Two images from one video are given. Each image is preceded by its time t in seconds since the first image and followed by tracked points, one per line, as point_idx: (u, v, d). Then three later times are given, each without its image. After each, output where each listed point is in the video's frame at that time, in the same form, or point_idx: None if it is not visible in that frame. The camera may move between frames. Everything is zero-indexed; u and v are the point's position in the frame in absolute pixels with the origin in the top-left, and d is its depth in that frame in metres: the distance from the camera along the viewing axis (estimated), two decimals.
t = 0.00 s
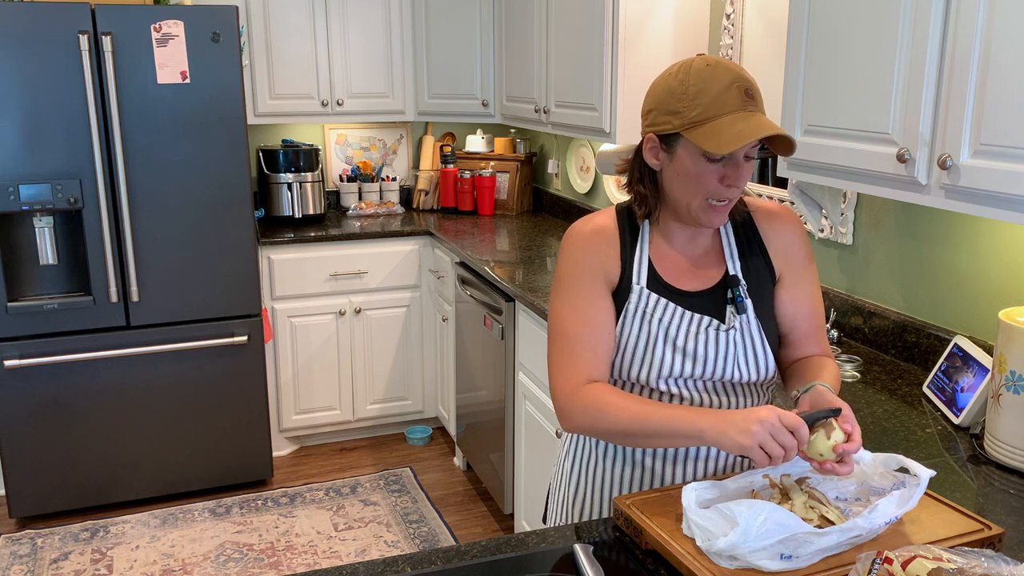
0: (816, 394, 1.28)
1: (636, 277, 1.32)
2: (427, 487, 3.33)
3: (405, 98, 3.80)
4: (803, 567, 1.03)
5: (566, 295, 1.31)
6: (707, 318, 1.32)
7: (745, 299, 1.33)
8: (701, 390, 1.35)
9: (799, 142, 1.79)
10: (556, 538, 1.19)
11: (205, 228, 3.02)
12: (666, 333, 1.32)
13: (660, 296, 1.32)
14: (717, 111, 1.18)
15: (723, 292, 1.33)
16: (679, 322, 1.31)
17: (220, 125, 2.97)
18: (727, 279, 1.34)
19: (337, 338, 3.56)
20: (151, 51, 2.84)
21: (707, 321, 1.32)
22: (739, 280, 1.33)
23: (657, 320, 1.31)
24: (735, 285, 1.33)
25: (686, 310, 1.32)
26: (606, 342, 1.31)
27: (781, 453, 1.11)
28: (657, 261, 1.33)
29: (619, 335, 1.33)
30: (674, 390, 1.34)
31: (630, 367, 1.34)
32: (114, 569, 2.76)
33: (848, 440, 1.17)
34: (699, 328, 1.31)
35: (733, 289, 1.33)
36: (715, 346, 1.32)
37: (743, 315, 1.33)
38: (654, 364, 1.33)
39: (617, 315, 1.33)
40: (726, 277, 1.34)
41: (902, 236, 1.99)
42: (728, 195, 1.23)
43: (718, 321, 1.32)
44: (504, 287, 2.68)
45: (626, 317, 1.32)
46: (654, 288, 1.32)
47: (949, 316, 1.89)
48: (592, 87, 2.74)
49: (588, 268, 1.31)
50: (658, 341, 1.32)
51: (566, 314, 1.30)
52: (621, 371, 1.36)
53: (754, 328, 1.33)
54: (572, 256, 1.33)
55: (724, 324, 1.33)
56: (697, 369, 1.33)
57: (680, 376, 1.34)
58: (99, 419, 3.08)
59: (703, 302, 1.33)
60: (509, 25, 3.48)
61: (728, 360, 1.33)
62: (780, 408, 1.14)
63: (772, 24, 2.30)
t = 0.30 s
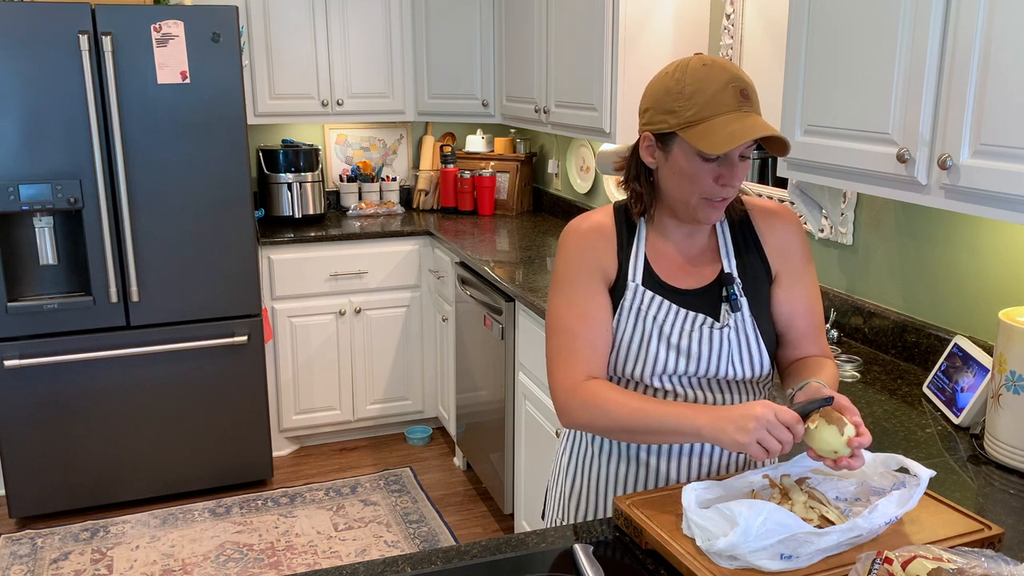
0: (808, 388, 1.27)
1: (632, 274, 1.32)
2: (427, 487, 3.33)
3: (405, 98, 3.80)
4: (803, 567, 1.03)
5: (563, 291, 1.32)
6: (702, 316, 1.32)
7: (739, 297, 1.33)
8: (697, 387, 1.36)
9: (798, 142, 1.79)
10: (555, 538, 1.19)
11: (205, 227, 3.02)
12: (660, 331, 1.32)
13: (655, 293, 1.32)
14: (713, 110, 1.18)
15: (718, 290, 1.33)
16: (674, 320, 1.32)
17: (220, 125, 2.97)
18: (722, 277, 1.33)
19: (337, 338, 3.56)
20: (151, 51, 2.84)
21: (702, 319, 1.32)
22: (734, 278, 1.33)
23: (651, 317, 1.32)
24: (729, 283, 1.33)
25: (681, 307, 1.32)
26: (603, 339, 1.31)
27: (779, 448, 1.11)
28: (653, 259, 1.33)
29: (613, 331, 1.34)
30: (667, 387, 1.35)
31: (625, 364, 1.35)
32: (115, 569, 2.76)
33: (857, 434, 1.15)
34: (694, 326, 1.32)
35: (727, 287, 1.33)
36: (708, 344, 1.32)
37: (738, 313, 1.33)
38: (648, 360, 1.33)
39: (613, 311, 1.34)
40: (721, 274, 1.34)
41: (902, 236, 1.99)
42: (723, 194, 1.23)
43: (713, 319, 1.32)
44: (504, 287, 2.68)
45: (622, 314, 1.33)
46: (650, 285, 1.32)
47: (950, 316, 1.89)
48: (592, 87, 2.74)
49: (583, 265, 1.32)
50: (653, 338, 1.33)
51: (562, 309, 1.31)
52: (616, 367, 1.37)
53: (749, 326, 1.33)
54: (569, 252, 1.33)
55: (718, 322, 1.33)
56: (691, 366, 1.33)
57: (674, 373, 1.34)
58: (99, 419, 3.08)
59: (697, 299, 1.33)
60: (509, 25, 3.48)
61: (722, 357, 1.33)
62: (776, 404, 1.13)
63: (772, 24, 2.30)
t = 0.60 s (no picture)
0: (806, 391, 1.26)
1: (638, 268, 1.32)
2: (427, 487, 3.33)
3: (405, 98, 3.80)
4: (803, 567, 1.03)
5: (571, 281, 1.31)
6: (706, 312, 1.32)
7: (744, 294, 1.33)
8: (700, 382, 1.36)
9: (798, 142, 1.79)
10: (556, 538, 1.19)
11: (205, 228, 3.02)
12: (665, 325, 1.32)
13: (661, 287, 1.32)
14: (721, 109, 1.18)
15: (723, 287, 1.33)
16: (679, 315, 1.31)
17: (220, 125, 2.97)
18: (728, 274, 1.33)
19: (337, 338, 3.56)
20: (151, 51, 2.84)
21: (706, 314, 1.31)
22: (739, 275, 1.33)
23: (657, 311, 1.31)
24: (735, 280, 1.33)
25: (686, 303, 1.32)
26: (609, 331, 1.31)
27: (786, 447, 1.11)
28: (660, 253, 1.34)
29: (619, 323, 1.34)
30: (670, 382, 1.35)
31: (629, 358, 1.35)
32: (114, 569, 2.76)
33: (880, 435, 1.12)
34: (699, 321, 1.31)
35: (732, 284, 1.33)
36: (713, 340, 1.32)
37: (742, 311, 1.32)
38: (652, 354, 1.33)
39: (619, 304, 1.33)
40: (727, 272, 1.34)
41: (902, 236, 2.00)
42: (728, 193, 1.23)
43: (718, 315, 1.32)
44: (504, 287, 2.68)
45: (627, 307, 1.32)
46: (656, 279, 1.32)
47: (950, 316, 1.89)
48: (592, 87, 2.74)
49: (592, 257, 1.31)
50: (657, 331, 1.32)
51: (570, 300, 1.31)
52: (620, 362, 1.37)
53: (753, 324, 1.33)
54: (578, 243, 1.32)
55: (723, 318, 1.32)
56: (696, 362, 1.33)
57: (677, 368, 1.34)
58: (98, 419, 3.08)
59: (703, 295, 1.33)
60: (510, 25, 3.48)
61: (728, 354, 1.33)
62: (786, 406, 1.13)
63: (772, 24, 2.30)
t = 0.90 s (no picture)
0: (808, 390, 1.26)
1: (638, 263, 1.32)
2: (427, 487, 3.33)
3: (405, 98, 3.80)
4: (803, 567, 1.03)
5: (568, 277, 1.31)
6: (707, 308, 1.32)
7: (744, 292, 1.33)
8: (697, 380, 1.35)
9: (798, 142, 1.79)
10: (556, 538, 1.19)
11: (205, 228, 3.02)
12: (665, 320, 1.31)
13: (660, 283, 1.32)
14: (732, 111, 1.18)
15: (723, 285, 1.34)
16: (679, 310, 1.31)
17: (220, 125, 2.97)
18: (729, 272, 1.34)
19: (337, 338, 3.56)
20: (151, 51, 2.84)
21: (707, 310, 1.32)
22: (740, 274, 1.34)
23: (656, 306, 1.31)
24: (736, 278, 1.33)
25: (685, 298, 1.32)
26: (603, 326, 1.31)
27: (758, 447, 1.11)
28: (661, 251, 1.34)
29: (617, 319, 1.33)
30: (669, 380, 1.34)
31: (627, 354, 1.34)
32: (115, 569, 2.76)
33: (876, 441, 1.15)
34: (699, 316, 1.31)
35: (733, 282, 1.33)
36: (713, 335, 1.31)
37: (742, 308, 1.33)
38: (650, 350, 1.32)
39: (616, 299, 1.33)
40: (728, 270, 1.34)
41: (902, 237, 1.99)
42: (734, 195, 1.23)
43: (717, 311, 1.33)
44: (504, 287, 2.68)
45: (626, 302, 1.32)
46: (656, 276, 1.32)
47: (950, 316, 1.89)
48: (592, 87, 2.74)
49: (591, 253, 1.31)
50: (656, 327, 1.32)
51: (565, 295, 1.31)
52: (616, 359, 1.36)
53: (752, 321, 1.33)
54: (576, 238, 1.32)
55: (722, 314, 1.33)
56: (694, 358, 1.32)
57: (676, 365, 1.33)
58: (98, 419, 3.08)
59: (704, 292, 1.33)
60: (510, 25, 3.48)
61: (726, 351, 1.32)
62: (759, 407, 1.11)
63: (772, 24, 2.30)
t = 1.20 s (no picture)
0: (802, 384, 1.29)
1: (633, 265, 1.32)
2: (427, 487, 3.33)
3: (405, 98, 3.80)
4: (803, 567, 1.03)
5: (563, 280, 1.29)
6: (703, 308, 1.33)
7: (737, 291, 1.35)
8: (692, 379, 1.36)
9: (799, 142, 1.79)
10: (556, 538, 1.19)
11: (205, 228, 3.02)
12: (663, 322, 1.32)
13: (656, 284, 1.32)
14: (720, 110, 1.18)
15: (716, 283, 1.35)
16: (676, 311, 1.32)
17: (220, 125, 2.97)
18: (720, 271, 1.35)
19: (337, 338, 3.56)
20: (151, 51, 2.84)
21: (703, 311, 1.33)
22: (732, 272, 1.35)
23: (654, 308, 1.32)
24: (728, 276, 1.35)
25: (682, 299, 1.33)
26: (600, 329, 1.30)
27: (777, 440, 1.12)
28: (653, 251, 1.34)
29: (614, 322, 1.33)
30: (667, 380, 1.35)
31: (625, 355, 1.34)
32: (115, 569, 2.76)
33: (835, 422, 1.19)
34: (695, 317, 1.32)
35: (725, 281, 1.35)
36: (709, 336, 1.32)
37: (735, 307, 1.35)
38: (649, 352, 1.33)
39: (613, 302, 1.33)
40: (719, 268, 1.35)
41: (902, 237, 2.00)
42: (722, 193, 1.23)
43: (712, 311, 1.34)
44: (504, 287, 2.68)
45: (623, 304, 1.32)
46: (650, 277, 1.32)
47: (950, 316, 1.89)
48: (592, 87, 2.74)
49: (585, 255, 1.30)
50: (654, 329, 1.32)
51: (562, 298, 1.29)
52: (614, 360, 1.35)
53: (744, 321, 1.36)
54: (568, 241, 1.31)
55: (718, 313, 1.34)
56: (692, 359, 1.33)
57: (673, 365, 1.34)
58: (98, 419, 3.08)
59: (699, 291, 1.34)
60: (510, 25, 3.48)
61: (722, 350, 1.34)
62: (781, 397, 1.12)
63: (772, 24, 2.30)
